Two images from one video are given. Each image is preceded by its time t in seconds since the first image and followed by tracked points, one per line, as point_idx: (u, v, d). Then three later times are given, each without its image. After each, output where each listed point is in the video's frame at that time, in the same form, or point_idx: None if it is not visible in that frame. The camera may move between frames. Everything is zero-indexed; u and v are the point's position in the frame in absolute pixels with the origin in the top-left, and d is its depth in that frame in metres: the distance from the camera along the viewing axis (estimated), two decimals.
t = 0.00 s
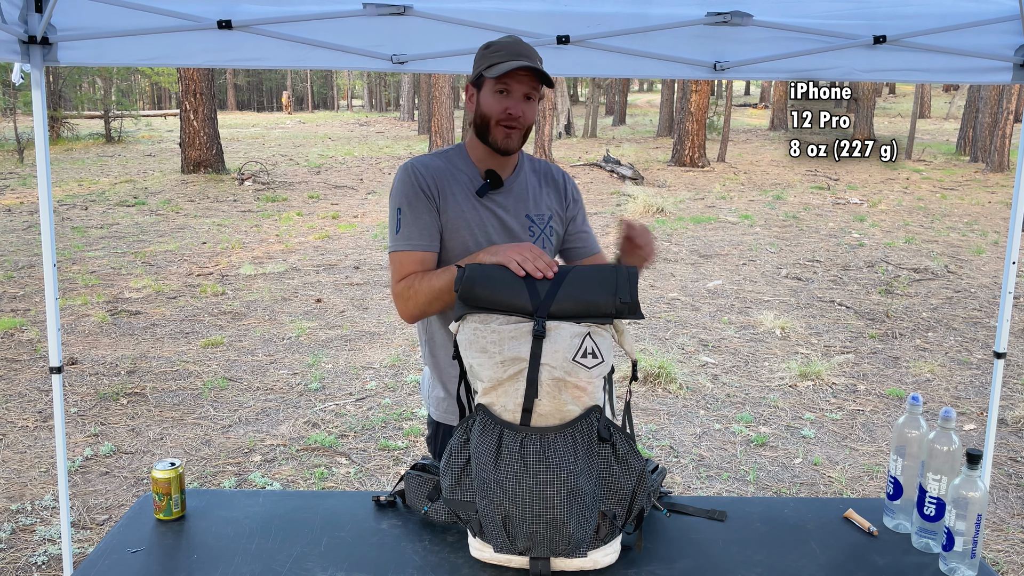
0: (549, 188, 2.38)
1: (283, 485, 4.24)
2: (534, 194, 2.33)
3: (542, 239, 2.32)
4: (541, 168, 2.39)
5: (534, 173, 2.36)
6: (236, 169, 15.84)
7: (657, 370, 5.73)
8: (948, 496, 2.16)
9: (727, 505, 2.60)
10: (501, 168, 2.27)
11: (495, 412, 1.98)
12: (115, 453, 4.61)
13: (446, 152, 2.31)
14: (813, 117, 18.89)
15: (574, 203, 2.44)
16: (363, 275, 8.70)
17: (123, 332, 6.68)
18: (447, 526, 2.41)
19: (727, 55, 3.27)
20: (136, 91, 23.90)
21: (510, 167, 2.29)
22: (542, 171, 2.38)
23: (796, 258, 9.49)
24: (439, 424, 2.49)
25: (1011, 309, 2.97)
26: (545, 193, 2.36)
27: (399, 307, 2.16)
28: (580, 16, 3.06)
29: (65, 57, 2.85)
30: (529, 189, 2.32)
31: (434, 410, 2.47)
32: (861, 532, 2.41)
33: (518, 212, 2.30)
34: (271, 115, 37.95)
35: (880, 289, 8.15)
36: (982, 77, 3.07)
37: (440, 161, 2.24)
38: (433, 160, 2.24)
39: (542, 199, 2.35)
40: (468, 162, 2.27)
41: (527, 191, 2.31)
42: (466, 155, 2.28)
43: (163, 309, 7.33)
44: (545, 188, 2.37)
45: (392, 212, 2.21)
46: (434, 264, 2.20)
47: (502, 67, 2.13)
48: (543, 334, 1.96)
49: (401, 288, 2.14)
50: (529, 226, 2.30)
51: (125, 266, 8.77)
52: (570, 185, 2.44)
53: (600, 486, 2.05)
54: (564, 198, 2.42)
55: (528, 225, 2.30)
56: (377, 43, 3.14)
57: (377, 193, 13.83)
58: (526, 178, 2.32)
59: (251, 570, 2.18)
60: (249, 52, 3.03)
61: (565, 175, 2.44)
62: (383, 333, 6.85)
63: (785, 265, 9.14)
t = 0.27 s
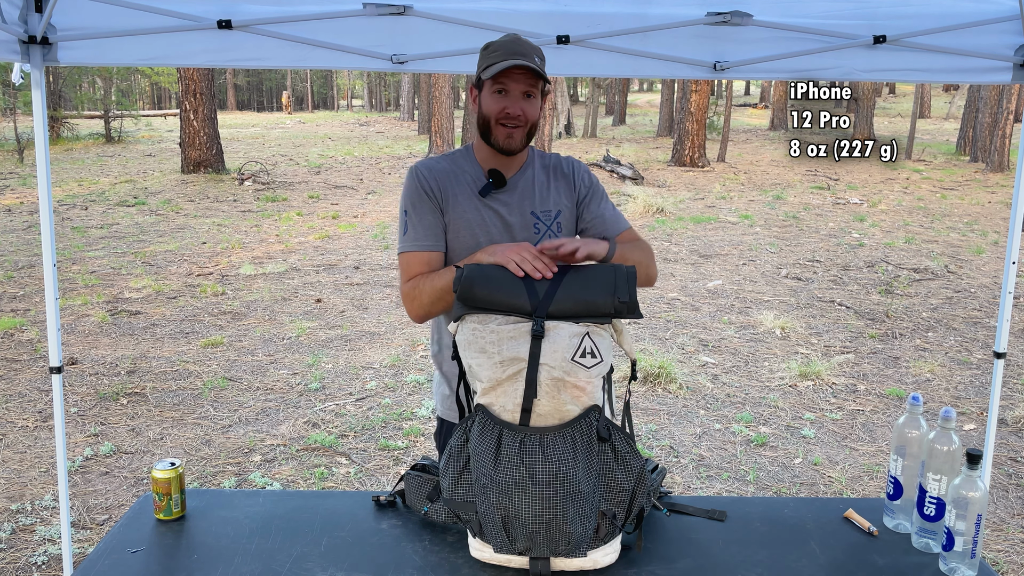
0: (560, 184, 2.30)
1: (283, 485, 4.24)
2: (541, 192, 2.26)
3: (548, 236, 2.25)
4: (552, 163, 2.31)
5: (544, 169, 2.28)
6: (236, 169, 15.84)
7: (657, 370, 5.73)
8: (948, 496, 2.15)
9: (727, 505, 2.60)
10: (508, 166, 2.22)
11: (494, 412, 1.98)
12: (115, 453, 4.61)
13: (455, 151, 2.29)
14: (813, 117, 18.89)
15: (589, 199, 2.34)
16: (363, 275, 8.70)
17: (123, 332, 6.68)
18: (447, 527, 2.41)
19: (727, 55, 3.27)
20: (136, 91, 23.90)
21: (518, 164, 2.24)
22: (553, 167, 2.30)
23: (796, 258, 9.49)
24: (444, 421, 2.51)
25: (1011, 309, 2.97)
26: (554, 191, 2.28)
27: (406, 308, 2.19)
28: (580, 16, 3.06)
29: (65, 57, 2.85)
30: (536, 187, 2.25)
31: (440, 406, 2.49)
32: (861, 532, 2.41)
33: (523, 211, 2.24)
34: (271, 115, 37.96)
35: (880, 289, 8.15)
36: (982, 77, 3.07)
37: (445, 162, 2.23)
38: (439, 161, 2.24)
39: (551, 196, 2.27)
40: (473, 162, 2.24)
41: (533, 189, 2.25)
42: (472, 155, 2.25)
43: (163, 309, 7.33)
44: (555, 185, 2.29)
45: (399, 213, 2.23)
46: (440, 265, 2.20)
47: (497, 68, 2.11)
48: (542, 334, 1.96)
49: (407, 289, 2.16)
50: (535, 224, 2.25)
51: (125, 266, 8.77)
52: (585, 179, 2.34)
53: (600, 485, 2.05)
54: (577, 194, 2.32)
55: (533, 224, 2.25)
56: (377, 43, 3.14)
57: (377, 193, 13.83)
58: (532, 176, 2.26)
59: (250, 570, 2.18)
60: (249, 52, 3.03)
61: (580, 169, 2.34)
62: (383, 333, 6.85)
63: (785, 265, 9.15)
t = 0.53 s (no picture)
0: (574, 188, 2.23)
1: (283, 486, 4.24)
2: (553, 196, 2.20)
3: (558, 241, 2.19)
4: (566, 166, 2.25)
5: (557, 172, 2.23)
6: (236, 169, 15.84)
7: (657, 370, 5.73)
8: (948, 496, 2.16)
9: (727, 505, 2.60)
10: (518, 169, 2.19)
11: (493, 413, 2.02)
12: (115, 453, 4.61)
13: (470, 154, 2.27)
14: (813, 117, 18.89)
15: (604, 204, 2.27)
16: (363, 275, 8.70)
17: (123, 332, 6.68)
18: (447, 526, 2.41)
19: (727, 55, 3.27)
20: (136, 91, 23.90)
21: (529, 167, 2.20)
22: (567, 170, 2.25)
23: (796, 258, 9.49)
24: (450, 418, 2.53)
25: (1011, 309, 2.97)
26: (566, 194, 2.21)
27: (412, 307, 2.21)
28: (580, 17, 3.06)
29: (65, 57, 2.85)
30: (548, 190, 2.20)
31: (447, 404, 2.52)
32: (862, 532, 2.41)
33: (534, 214, 2.19)
34: (271, 116, 37.95)
35: (880, 289, 8.15)
36: (982, 77, 3.07)
37: (456, 164, 2.21)
38: (449, 164, 2.22)
39: (562, 200, 2.21)
40: (484, 165, 2.21)
41: (544, 192, 2.20)
42: (483, 158, 2.22)
43: (163, 309, 7.33)
44: (569, 188, 2.22)
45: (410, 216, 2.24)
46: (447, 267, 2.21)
47: (504, 71, 2.09)
48: (540, 334, 1.97)
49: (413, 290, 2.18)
50: (545, 227, 2.19)
51: (125, 266, 8.77)
52: (601, 183, 2.27)
53: (599, 485, 2.09)
54: (592, 198, 2.25)
55: (543, 227, 2.19)
56: (377, 43, 3.14)
57: (378, 193, 13.84)
58: (544, 180, 2.20)
59: (251, 570, 2.18)
60: (250, 52, 3.03)
61: (595, 173, 2.27)
62: (383, 333, 6.85)
63: (785, 265, 9.15)
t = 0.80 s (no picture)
0: (586, 191, 2.21)
1: (283, 486, 4.24)
2: (565, 199, 2.18)
3: (570, 244, 2.18)
4: (580, 168, 2.23)
5: (570, 174, 2.21)
6: (236, 169, 15.84)
7: (656, 370, 5.73)
8: (948, 496, 2.16)
9: (727, 505, 2.60)
10: (531, 171, 2.17)
11: (493, 412, 2.02)
12: (115, 453, 4.61)
13: (482, 152, 2.24)
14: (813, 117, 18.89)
15: (615, 208, 2.25)
16: (363, 275, 8.70)
17: (123, 332, 6.68)
18: (447, 526, 2.40)
19: (727, 55, 3.27)
20: (136, 91, 23.89)
21: (542, 168, 2.18)
22: (581, 172, 2.22)
23: (796, 258, 9.49)
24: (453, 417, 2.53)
25: (1011, 309, 2.97)
26: (579, 197, 2.19)
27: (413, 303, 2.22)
28: (580, 16, 3.06)
29: (65, 57, 2.85)
30: (561, 192, 2.18)
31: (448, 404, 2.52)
32: (861, 532, 2.41)
33: (544, 216, 2.17)
34: (271, 116, 37.95)
35: (880, 289, 8.15)
36: (981, 77, 3.07)
37: (467, 164, 2.19)
38: (460, 163, 2.20)
39: (574, 203, 2.19)
40: (496, 166, 2.19)
41: (555, 194, 2.18)
42: (495, 159, 2.20)
43: (163, 309, 7.33)
44: (581, 191, 2.20)
45: (419, 214, 2.22)
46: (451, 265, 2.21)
47: (524, 73, 2.07)
48: (540, 334, 1.98)
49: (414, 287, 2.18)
50: (556, 230, 2.17)
51: (125, 266, 8.77)
52: (613, 187, 2.25)
53: (599, 484, 2.09)
54: (604, 202, 2.23)
55: (553, 229, 2.17)
56: (377, 43, 3.14)
57: (378, 193, 13.84)
58: (556, 182, 2.18)
59: (251, 570, 2.18)
60: (249, 52, 3.02)
61: (609, 176, 2.25)
62: (383, 333, 6.85)
63: (785, 265, 9.15)
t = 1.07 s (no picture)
0: (597, 193, 2.20)
1: (283, 486, 4.24)
2: (576, 201, 2.17)
3: (581, 247, 2.18)
4: (592, 170, 2.21)
5: (582, 177, 2.19)
6: (236, 169, 15.84)
7: (656, 370, 5.73)
8: (948, 496, 2.16)
9: (727, 505, 2.59)
10: (541, 174, 2.15)
11: (495, 407, 2.02)
12: (115, 453, 4.61)
13: (492, 151, 2.23)
14: (813, 117, 18.88)
15: (626, 210, 2.24)
16: (363, 275, 8.70)
17: (123, 332, 6.68)
18: (447, 526, 2.41)
19: (727, 55, 3.26)
20: (136, 91, 23.90)
21: (553, 172, 2.16)
22: (593, 174, 2.20)
23: (796, 258, 9.49)
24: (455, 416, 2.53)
25: (1012, 309, 2.97)
26: (590, 200, 2.18)
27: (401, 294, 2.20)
28: (580, 16, 3.06)
29: (65, 57, 2.85)
30: (572, 195, 2.16)
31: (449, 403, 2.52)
32: (861, 532, 2.41)
33: (555, 218, 2.16)
34: (271, 116, 37.95)
35: (880, 289, 8.15)
36: (981, 77, 3.07)
37: (477, 164, 2.19)
38: (470, 163, 2.19)
39: (585, 206, 2.17)
40: (507, 166, 2.18)
41: (567, 198, 2.16)
42: (506, 159, 2.19)
43: (163, 309, 7.33)
44: (592, 194, 2.19)
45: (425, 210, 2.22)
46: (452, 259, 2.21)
47: (540, 86, 2.01)
48: (542, 329, 1.99)
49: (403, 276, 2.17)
50: (567, 232, 2.17)
51: (125, 266, 8.77)
52: (625, 190, 2.23)
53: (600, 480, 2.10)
54: (615, 205, 2.22)
55: (563, 232, 2.17)
56: (377, 43, 3.14)
57: (378, 193, 13.84)
58: (568, 184, 2.17)
59: (250, 570, 2.17)
60: (250, 53, 3.02)
61: (620, 179, 2.23)
62: (383, 333, 6.85)
63: (785, 265, 9.15)
